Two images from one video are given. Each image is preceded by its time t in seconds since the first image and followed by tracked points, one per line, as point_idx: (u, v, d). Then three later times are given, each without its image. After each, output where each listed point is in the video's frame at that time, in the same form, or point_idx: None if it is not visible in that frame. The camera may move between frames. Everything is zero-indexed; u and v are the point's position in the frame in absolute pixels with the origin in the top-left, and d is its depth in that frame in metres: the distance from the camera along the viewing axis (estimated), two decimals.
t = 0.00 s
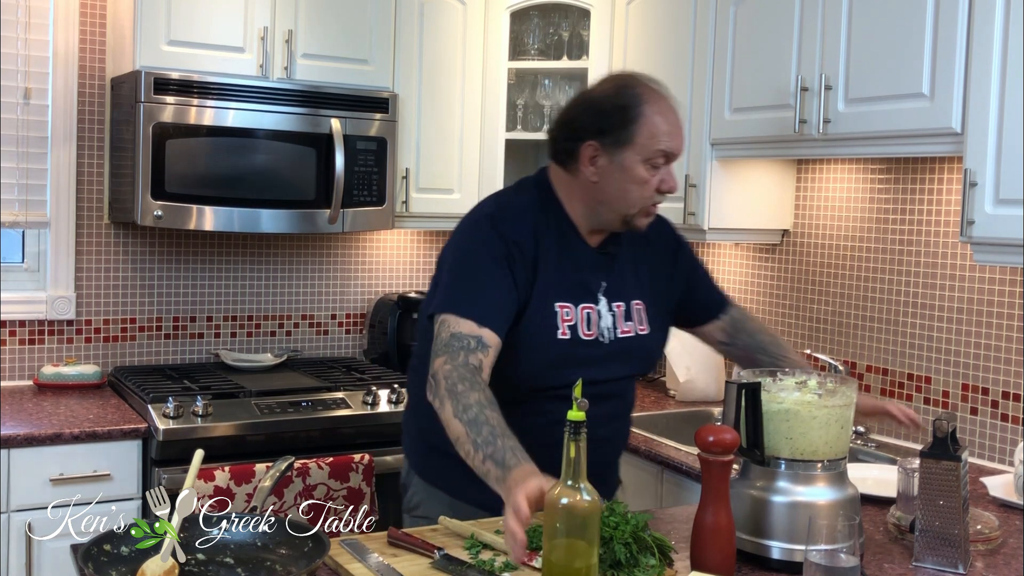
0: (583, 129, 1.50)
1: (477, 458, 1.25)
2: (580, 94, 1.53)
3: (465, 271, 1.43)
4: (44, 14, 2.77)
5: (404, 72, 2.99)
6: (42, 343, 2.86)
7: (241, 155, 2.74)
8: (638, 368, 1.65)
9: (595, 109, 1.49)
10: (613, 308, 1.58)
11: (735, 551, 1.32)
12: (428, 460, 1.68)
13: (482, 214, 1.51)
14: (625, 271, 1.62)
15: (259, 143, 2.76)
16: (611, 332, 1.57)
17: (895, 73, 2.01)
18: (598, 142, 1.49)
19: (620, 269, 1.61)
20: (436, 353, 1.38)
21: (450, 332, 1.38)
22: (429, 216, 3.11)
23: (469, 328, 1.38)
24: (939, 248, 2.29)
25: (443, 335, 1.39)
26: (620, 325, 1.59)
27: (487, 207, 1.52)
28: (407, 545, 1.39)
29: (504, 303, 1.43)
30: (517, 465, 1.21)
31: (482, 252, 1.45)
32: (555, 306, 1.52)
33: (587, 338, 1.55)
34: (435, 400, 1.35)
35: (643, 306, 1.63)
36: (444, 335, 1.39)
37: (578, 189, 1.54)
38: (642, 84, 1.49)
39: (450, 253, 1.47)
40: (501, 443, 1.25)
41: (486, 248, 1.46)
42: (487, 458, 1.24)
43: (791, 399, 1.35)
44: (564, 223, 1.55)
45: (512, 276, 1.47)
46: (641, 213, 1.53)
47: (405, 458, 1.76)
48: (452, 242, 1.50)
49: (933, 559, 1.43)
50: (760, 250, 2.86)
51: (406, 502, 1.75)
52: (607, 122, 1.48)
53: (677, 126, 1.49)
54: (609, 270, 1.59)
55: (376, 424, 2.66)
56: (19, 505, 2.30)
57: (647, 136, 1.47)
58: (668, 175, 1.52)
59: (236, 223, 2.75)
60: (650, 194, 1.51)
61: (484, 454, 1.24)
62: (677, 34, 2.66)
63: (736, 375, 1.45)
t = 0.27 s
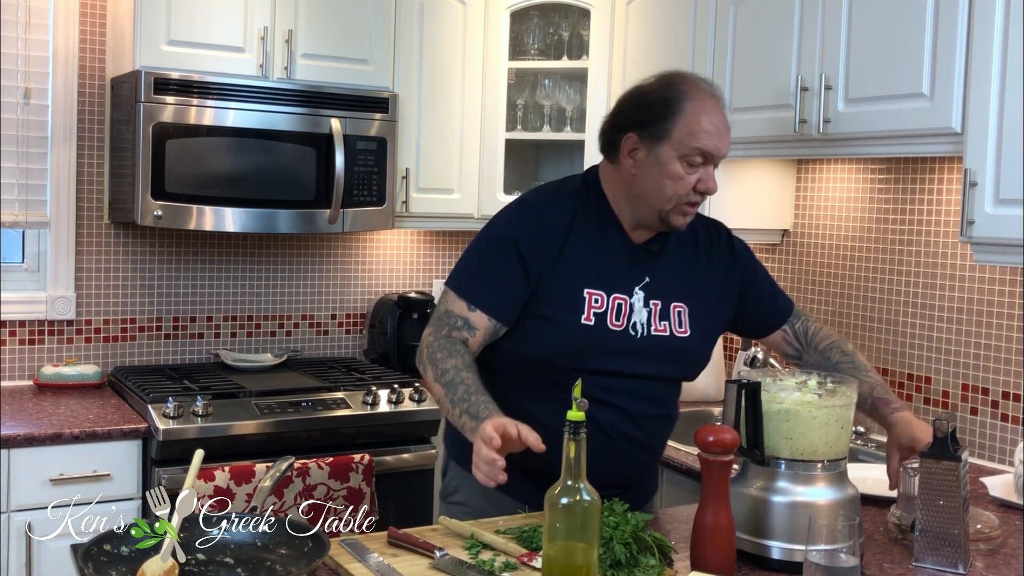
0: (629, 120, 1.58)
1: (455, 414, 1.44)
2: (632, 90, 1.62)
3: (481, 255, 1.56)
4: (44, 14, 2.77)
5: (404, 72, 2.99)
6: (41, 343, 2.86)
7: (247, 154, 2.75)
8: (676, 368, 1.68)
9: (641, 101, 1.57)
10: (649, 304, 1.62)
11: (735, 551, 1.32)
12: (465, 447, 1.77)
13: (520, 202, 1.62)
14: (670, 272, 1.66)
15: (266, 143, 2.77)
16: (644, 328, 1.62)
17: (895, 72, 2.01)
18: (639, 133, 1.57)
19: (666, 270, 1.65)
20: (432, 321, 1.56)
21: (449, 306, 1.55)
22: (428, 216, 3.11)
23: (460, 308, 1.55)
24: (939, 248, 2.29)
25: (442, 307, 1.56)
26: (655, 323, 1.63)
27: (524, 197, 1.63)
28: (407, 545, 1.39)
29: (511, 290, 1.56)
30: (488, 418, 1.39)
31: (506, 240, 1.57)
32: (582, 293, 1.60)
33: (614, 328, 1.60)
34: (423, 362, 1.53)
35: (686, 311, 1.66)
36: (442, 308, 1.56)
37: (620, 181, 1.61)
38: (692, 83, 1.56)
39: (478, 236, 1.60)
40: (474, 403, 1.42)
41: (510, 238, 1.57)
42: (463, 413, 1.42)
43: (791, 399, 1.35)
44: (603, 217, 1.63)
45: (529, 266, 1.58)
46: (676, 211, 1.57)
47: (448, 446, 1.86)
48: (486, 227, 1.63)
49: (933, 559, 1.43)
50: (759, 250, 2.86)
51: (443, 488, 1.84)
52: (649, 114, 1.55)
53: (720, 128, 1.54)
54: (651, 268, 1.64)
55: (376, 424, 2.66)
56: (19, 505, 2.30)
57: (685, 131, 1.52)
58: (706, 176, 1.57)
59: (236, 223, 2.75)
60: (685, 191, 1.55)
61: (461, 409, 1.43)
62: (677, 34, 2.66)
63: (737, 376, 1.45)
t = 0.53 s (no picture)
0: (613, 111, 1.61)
1: (482, 395, 1.44)
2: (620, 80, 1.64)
3: (481, 252, 1.57)
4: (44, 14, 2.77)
5: (404, 72, 2.99)
6: (42, 343, 2.86)
7: (242, 153, 2.74)
8: (688, 353, 1.67)
9: (624, 90, 1.60)
10: (651, 290, 1.63)
11: (734, 552, 1.32)
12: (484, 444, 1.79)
13: (512, 201, 1.63)
14: (673, 256, 1.66)
15: (263, 143, 2.77)
16: (648, 314, 1.62)
17: (895, 72, 2.01)
18: (621, 124, 1.60)
19: (667, 256, 1.65)
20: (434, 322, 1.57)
21: (450, 305, 1.56)
22: (428, 216, 3.11)
23: (462, 306, 1.55)
24: (939, 248, 2.29)
25: (445, 308, 1.57)
26: (659, 309, 1.63)
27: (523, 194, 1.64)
28: (407, 545, 1.39)
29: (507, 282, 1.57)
30: (522, 387, 1.40)
31: (504, 234, 1.57)
32: (582, 282, 1.60)
33: (617, 315, 1.60)
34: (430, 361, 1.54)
35: (690, 295, 1.66)
36: (445, 309, 1.57)
37: (610, 170, 1.63)
38: (673, 70, 1.56)
39: (476, 232, 1.60)
40: (501, 378, 1.43)
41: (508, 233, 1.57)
42: (491, 391, 1.42)
43: (791, 399, 1.35)
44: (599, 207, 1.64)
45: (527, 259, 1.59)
46: (658, 199, 1.57)
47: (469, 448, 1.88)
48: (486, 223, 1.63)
49: (933, 559, 1.42)
50: (760, 250, 2.86)
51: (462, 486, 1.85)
52: (630, 103, 1.58)
53: (700, 115, 1.53)
54: (652, 254, 1.64)
55: (376, 424, 2.66)
56: (19, 505, 2.30)
57: (661, 118, 1.53)
58: (687, 164, 1.56)
59: (236, 223, 2.75)
60: (666, 178, 1.56)
61: (489, 389, 1.43)
62: (677, 34, 2.66)
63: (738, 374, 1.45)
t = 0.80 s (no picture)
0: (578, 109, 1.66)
1: (566, 389, 1.43)
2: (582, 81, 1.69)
3: (488, 262, 1.57)
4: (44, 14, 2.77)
5: (404, 72, 2.99)
6: (42, 343, 2.86)
7: (242, 154, 2.74)
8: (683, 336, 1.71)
9: (587, 87, 1.64)
10: (641, 278, 1.67)
11: (734, 552, 1.32)
12: (483, 446, 1.80)
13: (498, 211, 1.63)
14: (658, 242, 1.70)
15: (264, 143, 2.76)
16: (642, 302, 1.66)
17: (895, 72, 2.01)
18: (586, 121, 1.64)
19: (651, 242, 1.70)
20: (470, 346, 1.53)
21: (480, 322, 1.53)
22: (428, 216, 3.11)
23: (492, 319, 1.52)
24: (939, 248, 2.29)
25: (471, 327, 1.54)
26: (652, 294, 1.67)
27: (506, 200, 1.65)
28: (407, 545, 1.39)
29: (523, 285, 1.56)
30: (603, 365, 1.41)
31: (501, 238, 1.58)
32: (578, 278, 1.62)
33: (614, 306, 1.64)
34: (488, 386, 1.50)
35: (679, 276, 1.71)
36: (470, 328, 1.53)
37: (579, 168, 1.66)
38: (632, 64, 1.61)
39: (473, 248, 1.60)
40: (579, 364, 1.43)
41: (504, 238, 1.58)
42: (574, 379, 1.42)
43: (791, 399, 1.35)
44: (581, 200, 1.66)
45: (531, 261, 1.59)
46: (627, 190, 1.60)
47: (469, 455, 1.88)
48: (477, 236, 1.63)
49: (933, 559, 1.42)
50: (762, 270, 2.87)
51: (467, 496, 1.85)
52: (593, 99, 1.62)
53: (662, 107, 1.58)
54: (637, 242, 1.68)
55: (376, 424, 2.66)
56: (19, 505, 2.30)
57: (623, 112, 1.58)
58: (653, 156, 1.58)
59: (236, 223, 2.74)
60: (630, 171, 1.58)
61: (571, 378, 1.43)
62: (677, 34, 2.66)
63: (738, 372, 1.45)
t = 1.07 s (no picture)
0: (554, 113, 1.71)
1: (598, 394, 1.41)
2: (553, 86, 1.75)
3: (484, 263, 1.58)
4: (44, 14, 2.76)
5: (404, 72, 2.99)
6: (42, 343, 2.86)
7: (242, 153, 2.74)
8: (670, 331, 1.74)
9: (558, 92, 1.70)
10: (624, 278, 1.70)
11: (734, 552, 1.32)
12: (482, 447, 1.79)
13: (484, 214, 1.67)
14: (640, 241, 1.74)
15: (257, 143, 2.76)
16: (627, 301, 1.69)
17: (896, 72, 2.01)
18: (561, 124, 1.69)
19: (633, 240, 1.73)
20: (488, 347, 1.51)
21: (495, 320, 1.53)
22: (429, 216, 3.11)
23: (506, 316, 1.53)
24: (939, 248, 2.29)
25: (485, 329, 1.53)
26: (637, 292, 1.70)
27: (487, 208, 1.68)
28: (407, 545, 1.39)
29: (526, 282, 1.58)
30: (640, 373, 1.40)
31: (489, 241, 1.61)
32: (565, 278, 1.66)
33: (601, 306, 1.67)
34: (513, 385, 1.46)
35: (662, 272, 1.74)
36: (485, 330, 1.53)
37: (556, 172, 1.71)
38: (600, 65, 1.67)
39: (464, 251, 1.62)
40: (611, 369, 1.41)
41: (493, 240, 1.61)
42: (608, 386, 1.40)
43: (791, 398, 1.33)
44: (560, 202, 1.70)
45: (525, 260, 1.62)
46: (604, 190, 1.63)
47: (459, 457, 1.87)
48: (463, 245, 1.65)
49: (933, 559, 1.42)
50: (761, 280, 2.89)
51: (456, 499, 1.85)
52: (565, 102, 1.68)
53: (632, 106, 1.63)
54: (619, 241, 1.72)
55: (376, 424, 2.66)
56: (19, 505, 2.29)
57: (594, 113, 1.63)
58: (625, 154, 1.63)
59: (236, 223, 2.74)
60: (604, 170, 1.62)
61: (604, 383, 1.40)
62: (677, 34, 2.66)
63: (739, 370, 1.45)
